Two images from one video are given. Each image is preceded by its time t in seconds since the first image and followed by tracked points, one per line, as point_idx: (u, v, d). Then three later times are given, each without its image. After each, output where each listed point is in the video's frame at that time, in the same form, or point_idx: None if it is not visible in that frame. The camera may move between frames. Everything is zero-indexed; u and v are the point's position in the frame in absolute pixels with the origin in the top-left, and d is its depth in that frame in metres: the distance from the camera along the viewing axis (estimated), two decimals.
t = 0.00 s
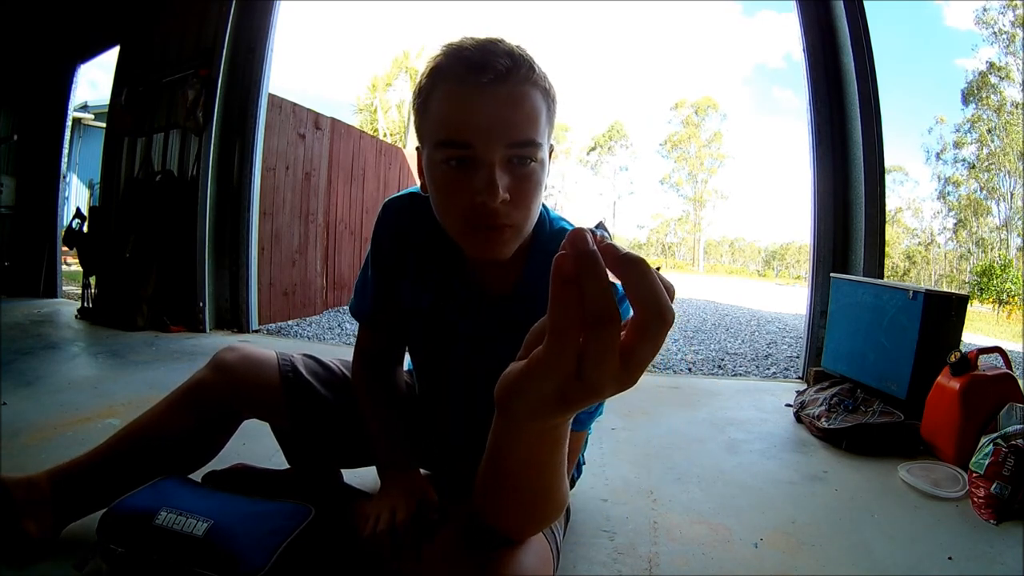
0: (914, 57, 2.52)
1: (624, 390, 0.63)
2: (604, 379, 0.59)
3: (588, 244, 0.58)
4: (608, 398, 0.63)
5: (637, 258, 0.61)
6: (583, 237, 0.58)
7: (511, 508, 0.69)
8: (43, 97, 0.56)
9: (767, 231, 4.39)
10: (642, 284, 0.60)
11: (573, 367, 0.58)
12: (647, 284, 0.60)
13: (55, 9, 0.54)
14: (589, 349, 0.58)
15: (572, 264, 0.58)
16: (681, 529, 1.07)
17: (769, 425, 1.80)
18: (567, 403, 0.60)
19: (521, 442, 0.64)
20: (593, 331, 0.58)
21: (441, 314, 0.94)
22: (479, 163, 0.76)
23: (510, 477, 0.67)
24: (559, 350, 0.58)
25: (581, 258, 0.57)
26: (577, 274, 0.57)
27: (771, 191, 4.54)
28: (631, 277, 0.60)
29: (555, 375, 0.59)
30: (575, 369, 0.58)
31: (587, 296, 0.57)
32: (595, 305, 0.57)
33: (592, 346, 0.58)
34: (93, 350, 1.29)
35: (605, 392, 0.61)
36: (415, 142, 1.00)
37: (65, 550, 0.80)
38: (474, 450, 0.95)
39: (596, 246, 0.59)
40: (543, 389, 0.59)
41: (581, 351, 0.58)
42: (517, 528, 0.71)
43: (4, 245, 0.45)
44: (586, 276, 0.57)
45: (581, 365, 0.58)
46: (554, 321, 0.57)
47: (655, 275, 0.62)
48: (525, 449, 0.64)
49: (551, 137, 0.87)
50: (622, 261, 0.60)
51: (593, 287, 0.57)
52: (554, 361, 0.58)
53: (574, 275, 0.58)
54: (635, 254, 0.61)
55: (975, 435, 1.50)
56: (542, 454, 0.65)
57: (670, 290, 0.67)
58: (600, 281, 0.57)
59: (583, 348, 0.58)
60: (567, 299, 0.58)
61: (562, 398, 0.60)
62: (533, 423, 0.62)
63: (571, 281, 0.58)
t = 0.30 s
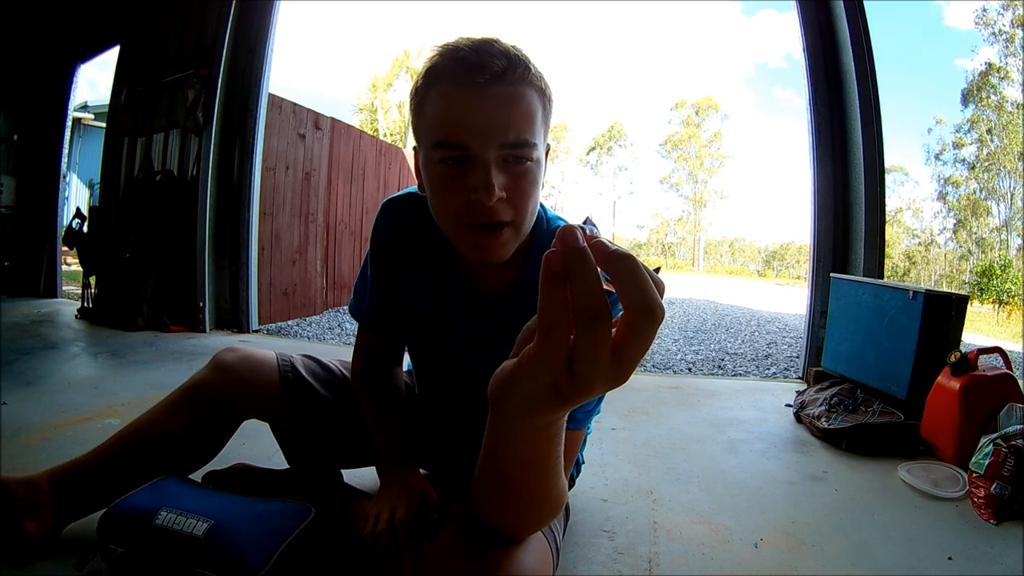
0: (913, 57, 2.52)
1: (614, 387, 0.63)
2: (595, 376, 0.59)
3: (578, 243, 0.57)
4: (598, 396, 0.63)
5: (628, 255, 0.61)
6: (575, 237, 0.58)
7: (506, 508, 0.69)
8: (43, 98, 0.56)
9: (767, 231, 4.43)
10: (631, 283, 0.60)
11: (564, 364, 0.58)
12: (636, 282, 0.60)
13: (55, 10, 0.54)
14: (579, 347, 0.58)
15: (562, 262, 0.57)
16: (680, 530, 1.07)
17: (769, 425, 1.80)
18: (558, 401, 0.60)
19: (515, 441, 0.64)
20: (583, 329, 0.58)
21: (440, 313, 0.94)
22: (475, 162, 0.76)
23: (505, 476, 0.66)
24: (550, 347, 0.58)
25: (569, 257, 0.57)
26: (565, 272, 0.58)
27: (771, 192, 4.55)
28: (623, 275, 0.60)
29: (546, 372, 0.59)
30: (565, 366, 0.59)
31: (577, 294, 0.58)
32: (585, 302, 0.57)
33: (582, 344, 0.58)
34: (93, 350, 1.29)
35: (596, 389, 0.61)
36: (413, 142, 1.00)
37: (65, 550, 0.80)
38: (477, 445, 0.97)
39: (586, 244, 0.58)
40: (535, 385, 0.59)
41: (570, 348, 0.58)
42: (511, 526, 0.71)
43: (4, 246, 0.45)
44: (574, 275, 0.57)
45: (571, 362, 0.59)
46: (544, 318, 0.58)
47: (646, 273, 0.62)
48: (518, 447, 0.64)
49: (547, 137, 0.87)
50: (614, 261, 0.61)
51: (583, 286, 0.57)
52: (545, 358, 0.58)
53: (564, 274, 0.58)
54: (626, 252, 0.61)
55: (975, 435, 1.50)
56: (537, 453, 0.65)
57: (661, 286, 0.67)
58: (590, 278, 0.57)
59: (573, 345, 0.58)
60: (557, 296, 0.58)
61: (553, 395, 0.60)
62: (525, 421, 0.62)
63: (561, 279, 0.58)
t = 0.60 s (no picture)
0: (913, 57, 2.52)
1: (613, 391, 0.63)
2: (594, 380, 0.60)
3: (577, 249, 0.58)
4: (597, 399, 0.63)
5: (628, 260, 0.62)
6: (574, 243, 0.58)
7: (505, 508, 0.69)
8: (43, 98, 0.56)
9: (767, 231, 4.42)
10: (631, 287, 0.60)
11: (563, 368, 0.58)
12: (637, 287, 0.60)
13: (55, 10, 0.54)
14: (578, 350, 0.58)
15: (561, 267, 0.58)
16: (680, 529, 1.07)
17: (769, 425, 1.80)
18: (557, 404, 0.60)
19: (514, 442, 0.64)
20: (583, 333, 0.58)
21: (440, 313, 0.94)
22: (473, 162, 0.76)
23: (505, 476, 0.66)
24: (549, 351, 0.58)
25: (569, 264, 0.57)
26: (564, 278, 0.58)
27: (771, 192, 4.55)
28: (623, 280, 0.60)
29: (545, 376, 0.59)
30: (564, 369, 0.59)
31: (576, 299, 0.58)
32: (584, 307, 0.58)
33: (581, 347, 0.58)
34: (92, 350, 1.29)
35: (595, 393, 0.61)
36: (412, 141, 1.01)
37: (65, 549, 0.80)
38: (477, 445, 0.97)
39: (585, 250, 0.59)
40: (534, 388, 0.59)
41: (570, 352, 0.58)
42: (511, 526, 0.71)
43: (4, 246, 0.46)
44: (573, 281, 0.58)
45: (570, 366, 0.59)
46: (543, 323, 0.58)
47: (646, 278, 0.62)
48: (517, 447, 0.64)
49: (546, 136, 0.87)
50: (615, 266, 0.60)
51: (583, 291, 0.58)
52: (544, 362, 0.58)
53: (564, 279, 0.58)
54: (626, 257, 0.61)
55: (975, 435, 1.50)
56: (536, 453, 0.65)
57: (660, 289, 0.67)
58: (589, 284, 0.58)
59: (572, 349, 0.58)
60: (556, 301, 0.58)
61: (552, 399, 0.60)
62: (524, 423, 0.62)
63: (561, 285, 0.58)
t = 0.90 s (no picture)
0: (911, 57, 2.53)
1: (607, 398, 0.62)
2: (584, 383, 0.59)
3: (565, 246, 0.60)
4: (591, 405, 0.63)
5: (624, 264, 0.61)
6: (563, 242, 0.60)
7: (504, 509, 0.69)
8: (43, 98, 0.56)
9: (767, 231, 4.42)
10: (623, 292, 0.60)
11: (553, 367, 0.59)
12: (628, 291, 0.60)
13: (55, 10, 0.54)
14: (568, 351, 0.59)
15: (548, 263, 0.60)
16: (680, 529, 1.07)
17: (769, 425, 1.80)
18: (549, 407, 0.60)
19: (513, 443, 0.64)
20: (571, 333, 0.59)
21: (440, 314, 0.94)
22: (474, 162, 0.76)
23: (506, 477, 0.66)
24: (539, 350, 0.59)
25: (557, 259, 0.59)
26: (552, 274, 0.60)
27: (771, 193, 4.57)
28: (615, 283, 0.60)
29: (536, 375, 0.59)
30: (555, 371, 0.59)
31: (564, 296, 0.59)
32: (572, 304, 0.59)
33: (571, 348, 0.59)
34: (93, 350, 1.29)
35: (587, 398, 0.60)
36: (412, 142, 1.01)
37: (65, 549, 0.80)
38: (477, 445, 0.97)
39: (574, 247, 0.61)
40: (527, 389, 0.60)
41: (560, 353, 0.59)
42: (512, 526, 0.71)
43: (4, 245, 0.46)
44: (561, 276, 0.60)
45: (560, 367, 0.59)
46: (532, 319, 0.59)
47: (641, 283, 0.61)
48: (515, 448, 0.64)
49: (547, 136, 0.87)
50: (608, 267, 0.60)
51: (571, 289, 0.59)
52: (535, 359, 0.59)
53: (552, 275, 0.60)
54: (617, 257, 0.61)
55: (975, 435, 1.50)
56: (536, 455, 0.65)
57: (660, 299, 0.67)
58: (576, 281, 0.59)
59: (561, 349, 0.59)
60: (543, 296, 0.60)
61: (544, 403, 0.60)
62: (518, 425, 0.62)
63: (548, 278, 0.60)
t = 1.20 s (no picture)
0: (912, 57, 2.53)
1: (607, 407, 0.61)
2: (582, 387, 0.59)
3: (571, 251, 0.60)
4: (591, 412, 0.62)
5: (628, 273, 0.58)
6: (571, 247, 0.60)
7: (504, 510, 0.69)
8: (43, 98, 0.56)
9: (767, 231, 4.41)
10: (625, 300, 0.57)
11: (552, 372, 0.59)
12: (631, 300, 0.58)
13: (55, 10, 0.54)
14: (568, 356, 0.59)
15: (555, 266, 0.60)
16: (680, 529, 1.07)
17: (769, 425, 1.80)
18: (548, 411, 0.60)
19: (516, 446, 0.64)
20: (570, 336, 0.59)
21: (440, 314, 0.94)
22: (479, 162, 0.76)
23: (508, 477, 0.66)
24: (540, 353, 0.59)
25: (564, 262, 0.60)
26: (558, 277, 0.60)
27: (771, 193, 4.58)
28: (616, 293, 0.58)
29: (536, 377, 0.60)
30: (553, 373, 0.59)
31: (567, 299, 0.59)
32: (574, 308, 0.59)
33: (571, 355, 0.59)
34: (92, 350, 1.30)
35: (586, 405, 0.60)
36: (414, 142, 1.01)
37: (64, 549, 0.80)
38: (476, 445, 0.97)
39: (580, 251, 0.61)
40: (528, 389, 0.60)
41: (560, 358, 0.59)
42: (511, 526, 0.70)
43: (3, 245, 0.45)
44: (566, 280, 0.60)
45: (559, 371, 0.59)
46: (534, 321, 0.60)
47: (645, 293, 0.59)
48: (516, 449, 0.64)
49: (550, 136, 0.87)
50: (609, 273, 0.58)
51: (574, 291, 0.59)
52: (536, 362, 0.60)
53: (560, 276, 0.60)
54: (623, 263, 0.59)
55: (975, 434, 1.50)
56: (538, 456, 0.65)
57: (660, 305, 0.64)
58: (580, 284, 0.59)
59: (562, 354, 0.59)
60: (547, 299, 0.60)
61: (543, 407, 0.60)
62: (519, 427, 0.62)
63: (553, 280, 0.60)
